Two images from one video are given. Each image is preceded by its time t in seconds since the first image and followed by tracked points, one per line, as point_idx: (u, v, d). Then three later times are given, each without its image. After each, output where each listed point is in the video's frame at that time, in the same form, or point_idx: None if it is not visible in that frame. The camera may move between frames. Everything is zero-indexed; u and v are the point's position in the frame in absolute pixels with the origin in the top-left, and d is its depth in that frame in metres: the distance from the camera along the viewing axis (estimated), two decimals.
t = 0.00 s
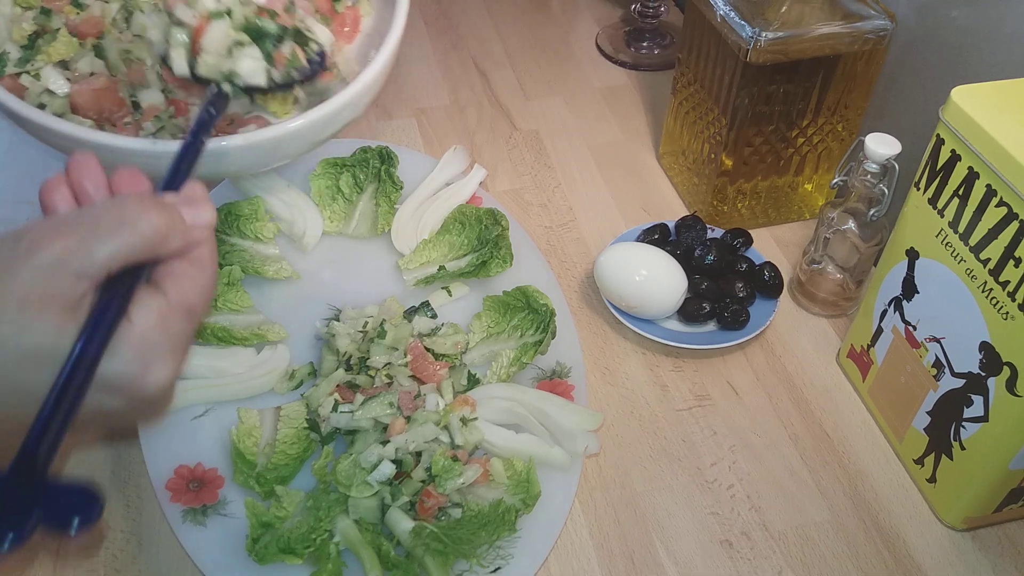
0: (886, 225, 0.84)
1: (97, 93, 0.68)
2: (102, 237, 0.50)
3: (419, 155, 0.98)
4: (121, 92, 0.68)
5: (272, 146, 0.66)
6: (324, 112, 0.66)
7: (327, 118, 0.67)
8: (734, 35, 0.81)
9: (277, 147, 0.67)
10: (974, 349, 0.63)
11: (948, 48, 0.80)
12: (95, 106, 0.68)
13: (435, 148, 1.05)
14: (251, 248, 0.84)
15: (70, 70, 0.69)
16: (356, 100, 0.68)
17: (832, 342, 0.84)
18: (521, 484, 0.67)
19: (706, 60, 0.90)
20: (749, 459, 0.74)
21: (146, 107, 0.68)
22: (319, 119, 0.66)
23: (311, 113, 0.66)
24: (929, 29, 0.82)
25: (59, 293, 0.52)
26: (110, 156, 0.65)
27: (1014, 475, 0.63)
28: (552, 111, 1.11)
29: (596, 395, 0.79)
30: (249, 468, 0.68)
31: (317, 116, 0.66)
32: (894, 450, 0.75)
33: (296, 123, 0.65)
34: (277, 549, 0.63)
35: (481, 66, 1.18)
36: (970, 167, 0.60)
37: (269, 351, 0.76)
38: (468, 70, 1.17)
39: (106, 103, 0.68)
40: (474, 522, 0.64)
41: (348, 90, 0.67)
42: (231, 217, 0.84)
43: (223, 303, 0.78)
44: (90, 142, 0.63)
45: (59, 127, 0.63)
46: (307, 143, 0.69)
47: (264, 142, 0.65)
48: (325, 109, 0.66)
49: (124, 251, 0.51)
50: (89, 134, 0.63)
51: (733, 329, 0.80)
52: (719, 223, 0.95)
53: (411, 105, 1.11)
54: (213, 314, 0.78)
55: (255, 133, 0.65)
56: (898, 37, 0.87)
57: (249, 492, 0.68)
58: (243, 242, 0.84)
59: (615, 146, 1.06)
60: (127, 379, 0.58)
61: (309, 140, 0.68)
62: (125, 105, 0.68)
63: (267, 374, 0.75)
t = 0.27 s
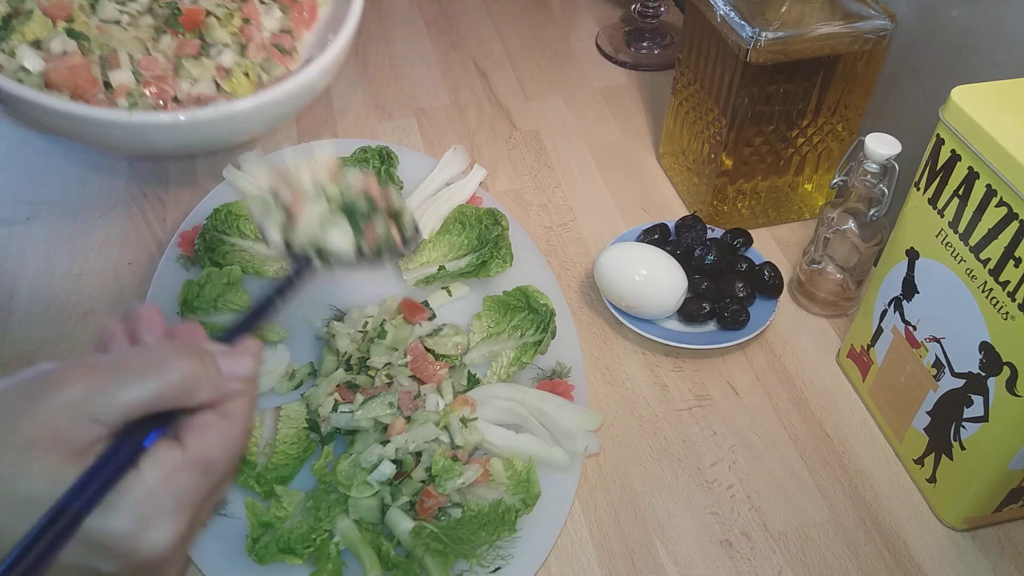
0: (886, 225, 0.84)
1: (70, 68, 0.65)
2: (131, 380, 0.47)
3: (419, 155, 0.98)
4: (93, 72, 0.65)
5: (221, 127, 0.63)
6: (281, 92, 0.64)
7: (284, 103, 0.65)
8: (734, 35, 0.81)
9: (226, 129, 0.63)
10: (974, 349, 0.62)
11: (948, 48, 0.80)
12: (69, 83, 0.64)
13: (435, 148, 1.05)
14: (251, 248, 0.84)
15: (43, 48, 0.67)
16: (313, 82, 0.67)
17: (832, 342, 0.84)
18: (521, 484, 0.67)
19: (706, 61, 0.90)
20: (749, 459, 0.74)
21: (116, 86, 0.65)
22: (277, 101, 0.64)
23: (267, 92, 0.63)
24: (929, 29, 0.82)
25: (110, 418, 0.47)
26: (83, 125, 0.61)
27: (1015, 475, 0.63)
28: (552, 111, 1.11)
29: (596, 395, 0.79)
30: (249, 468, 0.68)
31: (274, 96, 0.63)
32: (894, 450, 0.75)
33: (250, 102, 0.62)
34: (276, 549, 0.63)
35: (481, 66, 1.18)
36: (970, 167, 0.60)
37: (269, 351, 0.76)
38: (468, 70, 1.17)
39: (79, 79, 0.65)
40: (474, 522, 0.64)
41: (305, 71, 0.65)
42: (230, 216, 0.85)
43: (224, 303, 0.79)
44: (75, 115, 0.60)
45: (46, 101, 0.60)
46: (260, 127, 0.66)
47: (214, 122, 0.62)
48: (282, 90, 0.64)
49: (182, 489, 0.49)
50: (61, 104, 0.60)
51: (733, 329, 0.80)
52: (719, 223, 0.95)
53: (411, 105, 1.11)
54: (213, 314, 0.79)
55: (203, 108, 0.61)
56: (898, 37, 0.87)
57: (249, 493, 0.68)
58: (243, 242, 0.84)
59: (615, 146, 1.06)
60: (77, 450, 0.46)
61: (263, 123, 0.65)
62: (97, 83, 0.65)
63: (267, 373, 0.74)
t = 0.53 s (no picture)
0: (886, 225, 0.84)
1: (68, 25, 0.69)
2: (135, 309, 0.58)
3: (419, 155, 0.98)
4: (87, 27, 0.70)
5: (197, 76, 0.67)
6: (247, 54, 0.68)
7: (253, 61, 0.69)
8: (734, 35, 0.81)
9: (199, 78, 0.68)
10: (974, 349, 0.62)
11: (948, 48, 0.80)
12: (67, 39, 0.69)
13: (435, 148, 1.05)
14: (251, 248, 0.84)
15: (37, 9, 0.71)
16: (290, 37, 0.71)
17: (832, 342, 0.84)
18: (521, 484, 0.67)
19: (706, 60, 0.90)
20: (749, 459, 0.74)
21: (109, 42, 0.71)
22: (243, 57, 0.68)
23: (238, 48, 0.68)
24: (929, 29, 0.82)
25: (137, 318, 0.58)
26: (83, 75, 0.66)
27: (1014, 475, 0.63)
28: (552, 111, 1.11)
29: (596, 395, 0.79)
30: (249, 468, 0.68)
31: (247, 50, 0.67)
32: (894, 451, 0.75)
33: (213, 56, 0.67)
34: (276, 549, 0.63)
35: (481, 66, 1.18)
36: (970, 167, 0.60)
37: (269, 351, 0.76)
38: (468, 70, 1.17)
39: (75, 36, 0.69)
40: (474, 522, 0.64)
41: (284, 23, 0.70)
42: (230, 216, 0.84)
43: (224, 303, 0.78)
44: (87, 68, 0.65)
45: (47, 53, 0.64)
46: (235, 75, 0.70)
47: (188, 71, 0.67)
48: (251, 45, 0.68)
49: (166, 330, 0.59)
50: (67, 55, 0.65)
51: (733, 329, 0.80)
52: (719, 223, 0.95)
53: (411, 105, 1.11)
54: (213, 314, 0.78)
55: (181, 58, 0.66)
56: (898, 37, 0.87)
57: (249, 493, 0.68)
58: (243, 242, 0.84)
59: (615, 146, 1.06)
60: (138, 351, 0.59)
61: (232, 75, 0.69)
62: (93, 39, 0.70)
63: (267, 373, 0.74)
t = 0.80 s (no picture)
0: (886, 225, 0.84)
1: (73, 19, 0.81)
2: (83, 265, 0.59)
3: (419, 155, 0.98)
4: None
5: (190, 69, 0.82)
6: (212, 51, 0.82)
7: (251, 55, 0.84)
8: (734, 35, 0.81)
9: (197, 66, 0.82)
10: (975, 349, 0.62)
11: (948, 48, 0.80)
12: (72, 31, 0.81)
13: (435, 148, 1.05)
14: (251, 248, 0.84)
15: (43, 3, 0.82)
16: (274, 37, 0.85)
17: (832, 342, 0.84)
18: (521, 484, 0.67)
19: (705, 60, 0.90)
20: (749, 459, 0.74)
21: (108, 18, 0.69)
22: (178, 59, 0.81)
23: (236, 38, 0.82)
24: (929, 29, 0.82)
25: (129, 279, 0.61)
26: (79, 63, 0.79)
27: (1015, 475, 0.63)
28: (552, 111, 1.11)
29: (596, 395, 0.79)
30: (249, 468, 0.68)
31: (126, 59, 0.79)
32: (894, 451, 0.75)
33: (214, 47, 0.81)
34: (276, 548, 0.63)
35: (481, 66, 1.18)
36: (970, 167, 0.60)
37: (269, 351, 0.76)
38: (468, 70, 1.17)
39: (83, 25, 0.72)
40: (474, 523, 0.64)
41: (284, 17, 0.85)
42: (231, 216, 0.85)
43: (223, 303, 0.78)
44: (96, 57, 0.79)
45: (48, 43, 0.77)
46: (248, 62, 0.86)
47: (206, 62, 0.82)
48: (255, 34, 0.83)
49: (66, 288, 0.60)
50: (67, 46, 0.78)
51: (733, 329, 0.80)
52: (719, 224, 0.95)
53: (411, 105, 1.11)
54: (213, 314, 0.78)
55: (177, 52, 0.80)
56: (898, 37, 0.87)
57: (249, 493, 0.68)
58: (243, 242, 0.84)
59: (615, 146, 1.06)
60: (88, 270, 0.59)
61: (231, 63, 0.84)
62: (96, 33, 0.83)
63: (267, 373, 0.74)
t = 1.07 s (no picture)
0: (886, 225, 0.84)
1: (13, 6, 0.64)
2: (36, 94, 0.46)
3: (419, 155, 0.98)
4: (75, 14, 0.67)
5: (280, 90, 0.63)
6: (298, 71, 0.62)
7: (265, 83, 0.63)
8: (734, 35, 0.81)
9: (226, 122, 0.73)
10: (974, 349, 0.62)
11: (948, 48, 0.80)
12: None
13: (435, 149, 1.05)
14: (251, 248, 0.84)
15: None
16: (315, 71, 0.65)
17: (832, 342, 0.84)
18: (521, 484, 0.67)
19: (706, 60, 0.90)
20: (749, 459, 0.74)
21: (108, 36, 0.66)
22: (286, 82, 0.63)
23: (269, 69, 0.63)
24: (929, 29, 0.82)
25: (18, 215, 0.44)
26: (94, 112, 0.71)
27: (1015, 475, 0.63)
28: (552, 111, 1.11)
29: (596, 395, 0.79)
30: (249, 468, 0.68)
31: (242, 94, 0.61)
32: (895, 451, 0.75)
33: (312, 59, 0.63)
34: (276, 549, 0.63)
35: (481, 66, 1.18)
36: (970, 167, 0.60)
37: (269, 351, 0.76)
38: (468, 70, 1.17)
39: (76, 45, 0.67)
40: (474, 522, 0.64)
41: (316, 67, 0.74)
42: (231, 216, 0.85)
43: (223, 303, 0.78)
44: None
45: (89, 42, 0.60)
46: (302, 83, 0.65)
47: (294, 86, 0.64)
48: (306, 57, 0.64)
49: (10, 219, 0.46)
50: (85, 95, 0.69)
51: (733, 329, 0.80)
52: (719, 223, 0.95)
53: (411, 105, 1.11)
54: (213, 314, 0.78)
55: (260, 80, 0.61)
56: (898, 37, 0.87)
57: (249, 492, 0.68)
58: (243, 242, 0.84)
59: (615, 146, 1.06)
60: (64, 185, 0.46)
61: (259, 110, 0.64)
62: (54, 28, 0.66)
63: (267, 373, 0.75)
